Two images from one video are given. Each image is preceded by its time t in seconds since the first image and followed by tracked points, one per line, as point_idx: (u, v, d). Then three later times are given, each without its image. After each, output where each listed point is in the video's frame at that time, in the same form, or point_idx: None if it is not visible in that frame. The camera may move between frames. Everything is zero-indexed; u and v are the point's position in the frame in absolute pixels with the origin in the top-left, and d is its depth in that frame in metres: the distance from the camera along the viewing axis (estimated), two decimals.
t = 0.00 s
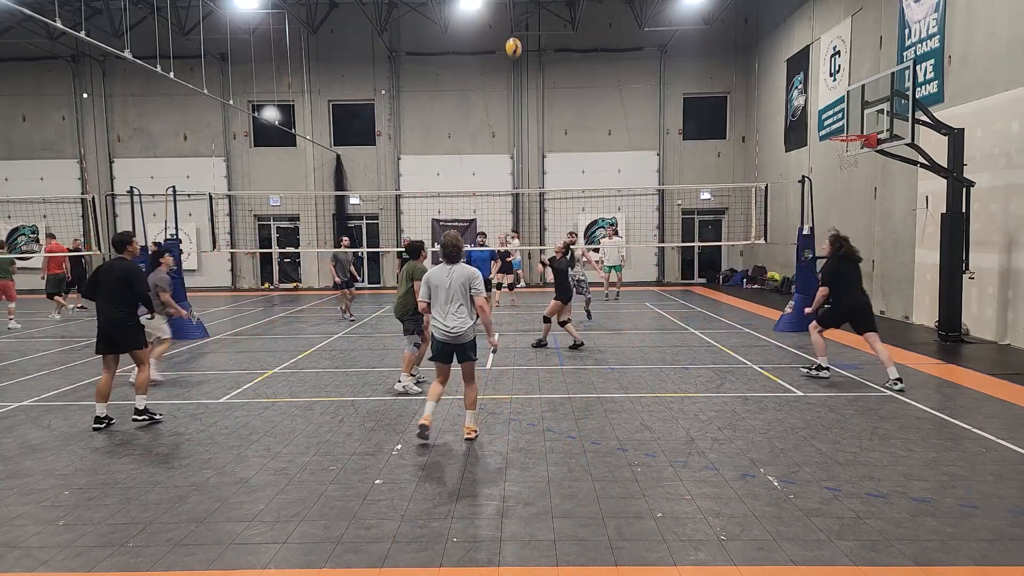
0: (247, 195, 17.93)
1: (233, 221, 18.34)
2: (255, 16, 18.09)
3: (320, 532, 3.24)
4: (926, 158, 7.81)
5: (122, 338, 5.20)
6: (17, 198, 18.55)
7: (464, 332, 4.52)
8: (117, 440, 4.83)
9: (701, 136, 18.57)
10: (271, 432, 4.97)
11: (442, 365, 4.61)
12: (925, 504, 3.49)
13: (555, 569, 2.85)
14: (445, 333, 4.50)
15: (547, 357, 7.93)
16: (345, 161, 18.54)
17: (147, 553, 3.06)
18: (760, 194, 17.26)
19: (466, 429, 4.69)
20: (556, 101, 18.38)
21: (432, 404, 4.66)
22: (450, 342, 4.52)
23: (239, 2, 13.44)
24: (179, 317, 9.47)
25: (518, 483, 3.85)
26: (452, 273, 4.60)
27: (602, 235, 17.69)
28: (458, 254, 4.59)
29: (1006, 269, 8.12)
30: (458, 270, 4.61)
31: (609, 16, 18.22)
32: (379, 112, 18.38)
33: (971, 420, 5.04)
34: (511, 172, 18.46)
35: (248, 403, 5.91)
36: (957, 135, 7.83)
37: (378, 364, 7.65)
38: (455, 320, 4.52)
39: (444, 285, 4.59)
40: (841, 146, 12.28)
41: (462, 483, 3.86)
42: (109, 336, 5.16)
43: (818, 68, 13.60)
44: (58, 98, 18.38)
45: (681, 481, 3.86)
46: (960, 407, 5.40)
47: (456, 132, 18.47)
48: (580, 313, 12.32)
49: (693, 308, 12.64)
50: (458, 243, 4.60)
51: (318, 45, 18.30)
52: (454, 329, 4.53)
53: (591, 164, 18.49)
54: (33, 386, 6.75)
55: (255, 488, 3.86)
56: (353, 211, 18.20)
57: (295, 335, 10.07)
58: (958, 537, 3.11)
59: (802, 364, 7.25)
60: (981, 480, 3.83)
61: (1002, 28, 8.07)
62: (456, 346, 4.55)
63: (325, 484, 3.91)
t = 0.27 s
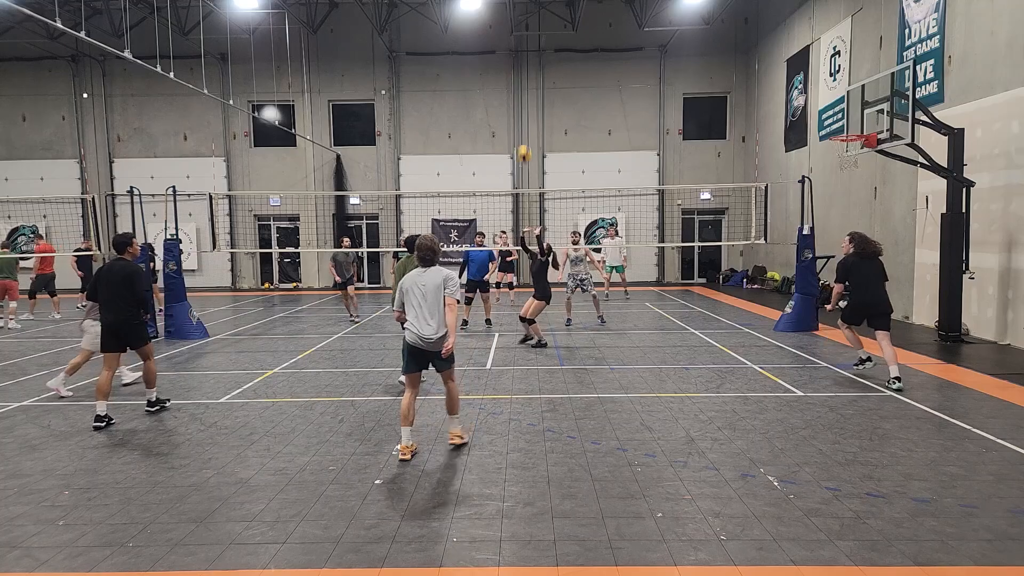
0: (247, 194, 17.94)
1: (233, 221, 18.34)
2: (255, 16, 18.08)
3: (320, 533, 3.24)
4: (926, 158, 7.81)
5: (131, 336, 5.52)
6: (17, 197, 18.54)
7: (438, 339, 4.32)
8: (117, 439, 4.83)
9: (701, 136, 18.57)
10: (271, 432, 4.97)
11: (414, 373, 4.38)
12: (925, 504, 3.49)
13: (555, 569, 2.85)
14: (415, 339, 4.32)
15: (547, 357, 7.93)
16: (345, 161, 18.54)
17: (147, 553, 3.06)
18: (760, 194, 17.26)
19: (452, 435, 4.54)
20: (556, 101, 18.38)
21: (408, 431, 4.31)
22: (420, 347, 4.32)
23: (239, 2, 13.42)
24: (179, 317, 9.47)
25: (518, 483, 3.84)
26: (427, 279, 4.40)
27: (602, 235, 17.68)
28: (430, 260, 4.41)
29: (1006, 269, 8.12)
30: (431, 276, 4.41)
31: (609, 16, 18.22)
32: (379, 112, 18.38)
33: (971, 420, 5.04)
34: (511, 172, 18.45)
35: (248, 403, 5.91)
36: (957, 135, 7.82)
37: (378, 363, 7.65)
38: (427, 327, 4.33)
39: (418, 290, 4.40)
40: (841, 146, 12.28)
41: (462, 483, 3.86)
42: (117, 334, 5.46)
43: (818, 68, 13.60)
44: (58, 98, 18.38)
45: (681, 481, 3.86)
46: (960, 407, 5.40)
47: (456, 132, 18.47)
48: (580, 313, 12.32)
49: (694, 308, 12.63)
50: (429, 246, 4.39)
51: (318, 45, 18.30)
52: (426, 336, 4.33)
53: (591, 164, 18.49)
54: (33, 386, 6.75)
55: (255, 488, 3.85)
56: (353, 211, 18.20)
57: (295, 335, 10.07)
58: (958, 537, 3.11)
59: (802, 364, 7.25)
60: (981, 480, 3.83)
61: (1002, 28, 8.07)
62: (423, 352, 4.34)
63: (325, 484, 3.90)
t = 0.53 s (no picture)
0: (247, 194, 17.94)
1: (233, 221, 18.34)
2: (255, 16, 18.08)
3: (320, 533, 3.24)
4: (926, 158, 7.81)
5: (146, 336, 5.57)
6: (17, 197, 18.54)
7: (421, 342, 4.06)
8: (117, 440, 4.83)
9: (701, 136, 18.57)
10: (271, 432, 4.97)
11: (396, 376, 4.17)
12: (925, 504, 3.49)
13: (555, 569, 2.85)
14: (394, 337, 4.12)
15: (547, 357, 7.93)
16: (345, 161, 18.53)
17: (147, 553, 3.06)
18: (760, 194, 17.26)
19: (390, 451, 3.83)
20: (556, 101, 18.38)
21: (401, 433, 3.87)
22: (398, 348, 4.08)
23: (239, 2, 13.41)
24: (179, 317, 9.46)
25: (518, 483, 3.85)
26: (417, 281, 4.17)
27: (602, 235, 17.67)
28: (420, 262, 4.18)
29: (1006, 269, 8.12)
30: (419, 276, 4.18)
31: (609, 16, 18.22)
32: (379, 112, 18.39)
33: (971, 420, 5.04)
34: (511, 172, 18.45)
35: (248, 403, 5.90)
36: (957, 135, 7.82)
37: (378, 364, 7.65)
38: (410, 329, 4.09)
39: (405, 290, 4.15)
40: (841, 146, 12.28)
41: (462, 483, 3.86)
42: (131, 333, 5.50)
43: (818, 68, 13.60)
44: (58, 98, 18.38)
45: (681, 481, 3.86)
46: (959, 407, 5.40)
47: (456, 132, 18.47)
48: (580, 313, 12.31)
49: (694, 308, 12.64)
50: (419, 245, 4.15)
51: (318, 45, 18.30)
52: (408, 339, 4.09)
53: (591, 164, 18.49)
54: (33, 386, 6.75)
55: (256, 488, 3.86)
56: (353, 211, 18.21)
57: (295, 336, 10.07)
58: (958, 537, 3.11)
59: (803, 364, 7.25)
60: (980, 479, 3.83)
61: (1002, 28, 8.07)
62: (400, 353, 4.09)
63: (325, 484, 3.90)
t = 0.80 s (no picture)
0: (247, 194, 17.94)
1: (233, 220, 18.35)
2: (255, 16, 18.07)
3: (320, 533, 3.24)
4: (926, 158, 7.81)
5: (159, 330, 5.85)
6: (17, 197, 18.55)
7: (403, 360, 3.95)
8: (116, 440, 4.83)
9: (701, 136, 18.57)
10: (271, 432, 4.97)
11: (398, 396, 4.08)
12: (924, 504, 3.49)
13: (555, 569, 2.85)
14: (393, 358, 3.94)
15: (547, 357, 7.93)
16: (345, 161, 18.54)
17: (147, 553, 3.06)
18: (760, 194, 17.26)
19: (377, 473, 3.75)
20: (556, 102, 18.39)
21: (383, 455, 3.73)
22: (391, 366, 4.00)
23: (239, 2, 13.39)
24: (180, 317, 9.45)
25: (518, 483, 3.85)
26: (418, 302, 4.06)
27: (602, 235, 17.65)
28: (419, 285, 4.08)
29: (1006, 269, 8.12)
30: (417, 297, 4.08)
31: (609, 16, 18.22)
32: (379, 112, 18.39)
33: (971, 420, 5.04)
34: (511, 172, 18.45)
35: (248, 403, 5.90)
36: (957, 135, 7.82)
37: (378, 364, 7.66)
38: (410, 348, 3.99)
39: (399, 311, 4.06)
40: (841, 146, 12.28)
41: (462, 483, 3.86)
42: (144, 325, 5.86)
43: (818, 68, 13.60)
44: (58, 98, 18.38)
45: (681, 481, 3.86)
46: (960, 407, 5.39)
47: (456, 132, 18.48)
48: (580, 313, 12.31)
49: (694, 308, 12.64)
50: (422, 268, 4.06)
51: (318, 45, 18.31)
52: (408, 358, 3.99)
53: (591, 164, 18.49)
54: (33, 386, 6.75)
55: (256, 487, 3.86)
56: (353, 211, 18.21)
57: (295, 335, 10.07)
58: (958, 537, 3.11)
59: (802, 364, 7.25)
60: (980, 479, 3.83)
61: (1002, 28, 8.07)
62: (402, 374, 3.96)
63: (325, 483, 3.91)
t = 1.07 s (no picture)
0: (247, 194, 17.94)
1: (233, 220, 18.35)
2: (255, 16, 18.07)
3: (320, 533, 3.24)
4: (926, 158, 7.81)
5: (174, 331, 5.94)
6: (17, 197, 18.55)
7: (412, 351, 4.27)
8: (116, 440, 4.83)
9: (701, 136, 18.57)
10: (271, 432, 4.97)
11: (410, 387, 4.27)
12: (925, 504, 3.49)
13: (555, 569, 2.85)
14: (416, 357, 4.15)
15: (547, 357, 7.92)
16: (345, 161, 18.54)
17: (147, 553, 3.06)
18: (760, 194, 17.26)
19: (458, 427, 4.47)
20: (556, 102, 18.39)
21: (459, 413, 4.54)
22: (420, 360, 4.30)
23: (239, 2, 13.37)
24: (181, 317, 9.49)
25: (518, 483, 3.85)
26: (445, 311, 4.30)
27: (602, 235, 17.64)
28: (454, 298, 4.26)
29: (1006, 269, 8.12)
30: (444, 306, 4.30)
31: (609, 16, 18.22)
32: (379, 112, 18.39)
33: (971, 420, 5.04)
34: (511, 172, 18.45)
35: (248, 403, 5.91)
36: (957, 135, 7.82)
37: (378, 363, 7.66)
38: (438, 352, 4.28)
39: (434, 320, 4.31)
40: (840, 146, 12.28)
41: (462, 483, 3.86)
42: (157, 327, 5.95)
43: (818, 68, 13.60)
44: (58, 98, 18.38)
45: (681, 481, 3.86)
46: (960, 407, 5.39)
47: (456, 132, 18.48)
48: (580, 313, 12.31)
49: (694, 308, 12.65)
50: (453, 284, 4.28)
51: (318, 45, 18.30)
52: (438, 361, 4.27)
53: (591, 164, 18.49)
54: (33, 386, 6.75)
55: (256, 487, 3.86)
56: (353, 211, 18.20)
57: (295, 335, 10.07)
58: (958, 537, 3.11)
59: (802, 364, 7.25)
60: (981, 479, 3.83)
61: (1002, 28, 8.07)
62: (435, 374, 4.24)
63: (325, 484, 3.90)
